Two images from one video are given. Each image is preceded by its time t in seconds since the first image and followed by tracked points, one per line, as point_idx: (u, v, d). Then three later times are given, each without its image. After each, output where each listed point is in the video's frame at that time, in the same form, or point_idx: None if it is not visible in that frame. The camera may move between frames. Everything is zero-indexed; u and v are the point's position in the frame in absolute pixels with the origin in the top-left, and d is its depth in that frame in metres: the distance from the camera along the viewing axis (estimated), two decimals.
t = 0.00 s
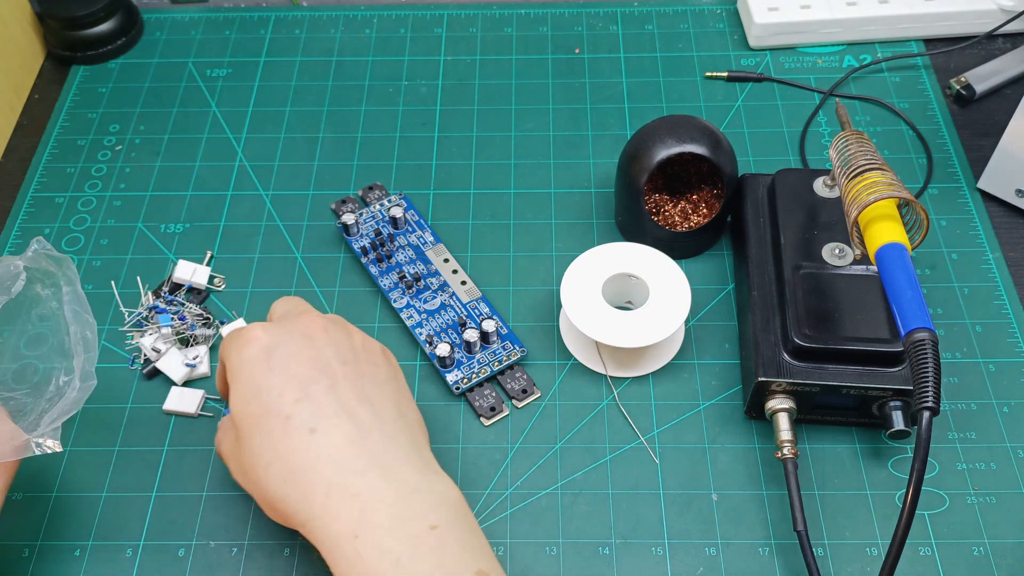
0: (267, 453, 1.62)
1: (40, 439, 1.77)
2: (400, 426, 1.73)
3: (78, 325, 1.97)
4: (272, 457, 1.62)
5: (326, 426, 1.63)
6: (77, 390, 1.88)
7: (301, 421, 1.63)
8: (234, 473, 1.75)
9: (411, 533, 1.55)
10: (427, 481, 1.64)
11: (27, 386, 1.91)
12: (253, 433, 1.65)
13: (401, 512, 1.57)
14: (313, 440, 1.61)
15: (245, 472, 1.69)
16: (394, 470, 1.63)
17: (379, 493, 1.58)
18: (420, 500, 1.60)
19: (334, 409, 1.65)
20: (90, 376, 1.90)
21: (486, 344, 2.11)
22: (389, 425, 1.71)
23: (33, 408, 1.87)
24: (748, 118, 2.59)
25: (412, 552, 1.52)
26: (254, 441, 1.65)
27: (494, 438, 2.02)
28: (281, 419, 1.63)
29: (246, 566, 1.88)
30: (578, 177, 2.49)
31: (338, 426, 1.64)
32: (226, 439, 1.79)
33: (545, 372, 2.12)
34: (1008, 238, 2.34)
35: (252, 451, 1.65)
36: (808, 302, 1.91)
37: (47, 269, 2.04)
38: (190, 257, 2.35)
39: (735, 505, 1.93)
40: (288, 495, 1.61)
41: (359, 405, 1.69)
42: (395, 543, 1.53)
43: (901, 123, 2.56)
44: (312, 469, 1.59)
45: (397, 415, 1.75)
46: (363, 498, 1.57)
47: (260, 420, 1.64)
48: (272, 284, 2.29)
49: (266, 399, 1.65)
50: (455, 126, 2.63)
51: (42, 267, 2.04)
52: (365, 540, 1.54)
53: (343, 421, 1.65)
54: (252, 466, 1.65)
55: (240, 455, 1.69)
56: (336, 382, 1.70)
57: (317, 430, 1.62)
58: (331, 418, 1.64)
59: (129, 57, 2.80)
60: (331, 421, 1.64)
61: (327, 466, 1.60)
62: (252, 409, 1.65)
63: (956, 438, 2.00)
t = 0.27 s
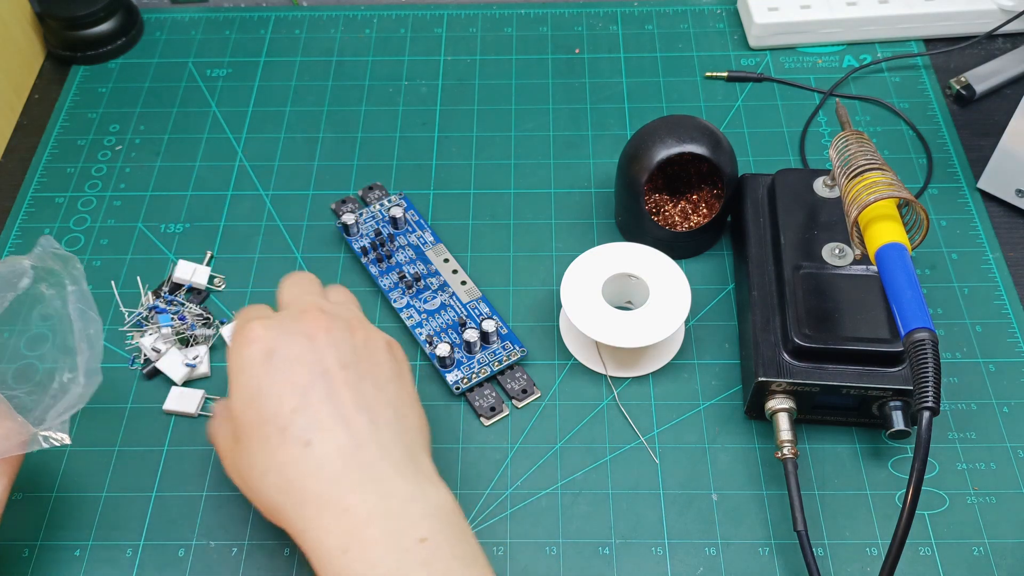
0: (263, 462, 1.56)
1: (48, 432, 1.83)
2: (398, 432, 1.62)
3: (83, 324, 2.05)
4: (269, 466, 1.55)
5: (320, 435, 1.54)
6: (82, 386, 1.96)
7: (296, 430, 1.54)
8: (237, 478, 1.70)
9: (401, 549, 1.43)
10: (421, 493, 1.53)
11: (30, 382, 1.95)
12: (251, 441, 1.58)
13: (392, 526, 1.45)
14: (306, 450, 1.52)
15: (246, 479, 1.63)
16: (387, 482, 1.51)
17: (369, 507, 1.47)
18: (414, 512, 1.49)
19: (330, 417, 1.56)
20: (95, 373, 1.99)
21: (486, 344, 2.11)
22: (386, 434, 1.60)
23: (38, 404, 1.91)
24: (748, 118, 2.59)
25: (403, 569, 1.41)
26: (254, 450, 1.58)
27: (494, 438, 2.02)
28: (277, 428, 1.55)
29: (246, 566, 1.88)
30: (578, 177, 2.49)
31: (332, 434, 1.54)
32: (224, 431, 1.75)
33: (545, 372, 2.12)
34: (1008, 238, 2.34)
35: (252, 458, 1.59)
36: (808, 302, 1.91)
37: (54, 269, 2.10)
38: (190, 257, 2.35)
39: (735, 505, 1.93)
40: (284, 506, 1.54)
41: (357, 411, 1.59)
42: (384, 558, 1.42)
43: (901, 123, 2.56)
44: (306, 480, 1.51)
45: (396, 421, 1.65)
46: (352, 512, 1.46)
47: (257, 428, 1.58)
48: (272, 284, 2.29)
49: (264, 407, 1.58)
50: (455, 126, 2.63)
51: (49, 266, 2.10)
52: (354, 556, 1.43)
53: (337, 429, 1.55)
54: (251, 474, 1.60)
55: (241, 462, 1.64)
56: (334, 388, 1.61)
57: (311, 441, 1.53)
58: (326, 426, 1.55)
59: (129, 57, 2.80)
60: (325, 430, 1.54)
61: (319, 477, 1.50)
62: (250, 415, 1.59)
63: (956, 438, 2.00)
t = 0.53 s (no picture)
0: (218, 467, 1.60)
1: (28, 425, 1.80)
2: (352, 439, 1.67)
3: (60, 316, 1.97)
4: (223, 471, 1.59)
5: (275, 443, 1.58)
6: (61, 375, 1.90)
7: (252, 438, 1.59)
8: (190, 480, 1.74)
9: (353, 551, 1.49)
10: (374, 498, 1.58)
11: (10, 376, 1.91)
12: (207, 447, 1.62)
13: (343, 531, 1.51)
14: (263, 457, 1.57)
15: (201, 482, 1.67)
16: (341, 489, 1.56)
17: (322, 512, 1.52)
18: (368, 516, 1.54)
19: (285, 425, 1.60)
20: (73, 362, 1.92)
21: (486, 344, 2.11)
22: (341, 442, 1.65)
23: (20, 396, 1.88)
24: (748, 118, 2.59)
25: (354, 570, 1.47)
26: (208, 454, 1.62)
27: (494, 438, 2.02)
28: (233, 435, 1.59)
29: (246, 565, 1.88)
30: (578, 177, 2.49)
31: (287, 442, 1.59)
32: (179, 431, 1.80)
33: (545, 372, 2.12)
34: (1008, 238, 2.34)
35: (206, 463, 1.63)
36: (808, 302, 1.91)
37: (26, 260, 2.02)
38: (190, 257, 2.35)
39: (736, 505, 1.93)
40: (238, 510, 1.58)
41: (312, 419, 1.64)
42: (338, 560, 1.47)
43: (901, 123, 2.56)
44: (261, 486, 1.55)
45: (352, 428, 1.69)
46: (306, 518, 1.51)
47: (214, 433, 1.61)
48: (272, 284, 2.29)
49: (221, 413, 1.62)
50: (455, 126, 2.63)
51: (20, 257, 2.02)
52: (308, 560, 1.48)
53: (293, 438, 1.60)
54: (206, 479, 1.64)
55: (196, 466, 1.68)
56: (291, 397, 1.65)
57: (266, 448, 1.58)
58: (280, 434, 1.59)
59: (129, 57, 2.80)
60: (282, 438, 1.59)
61: (274, 483, 1.55)
62: (207, 421, 1.62)
63: (956, 438, 2.00)
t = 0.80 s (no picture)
0: (197, 406, 1.63)
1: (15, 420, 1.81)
2: (329, 381, 1.70)
3: (46, 310, 1.97)
4: (202, 410, 1.62)
5: (253, 385, 1.61)
6: (48, 369, 1.91)
7: (230, 378, 1.62)
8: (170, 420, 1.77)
9: (324, 482, 1.53)
10: (347, 436, 1.62)
11: None
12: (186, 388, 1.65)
13: (316, 465, 1.55)
14: (241, 397, 1.60)
15: (180, 423, 1.70)
16: (315, 426, 1.60)
17: (296, 447, 1.56)
18: (341, 451, 1.58)
19: (263, 367, 1.63)
20: (60, 355, 1.94)
21: (486, 344, 2.11)
22: (317, 382, 1.67)
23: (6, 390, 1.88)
24: (748, 118, 2.59)
25: (324, 499, 1.51)
26: (187, 394, 1.65)
27: (494, 438, 2.02)
28: (212, 376, 1.62)
29: (246, 565, 1.88)
30: (578, 177, 2.49)
31: (264, 381, 1.62)
32: (152, 369, 1.82)
33: (546, 372, 2.12)
34: (1008, 238, 2.34)
35: (185, 404, 1.66)
36: (808, 302, 1.91)
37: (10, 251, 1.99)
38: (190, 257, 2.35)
39: (736, 505, 1.93)
40: (217, 447, 1.62)
41: (290, 361, 1.67)
42: (308, 490, 1.52)
43: (901, 123, 2.56)
44: (238, 425, 1.59)
45: (328, 370, 1.72)
46: (281, 452, 1.55)
47: (193, 375, 1.63)
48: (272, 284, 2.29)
49: (200, 355, 1.64)
50: (455, 126, 2.63)
51: (4, 249, 1.99)
52: (281, 493, 1.53)
53: (270, 380, 1.62)
54: (185, 418, 1.67)
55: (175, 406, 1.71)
56: (269, 340, 1.67)
57: (244, 389, 1.61)
58: (258, 375, 1.62)
59: (129, 57, 2.80)
60: (258, 379, 1.62)
61: (252, 421, 1.58)
62: (186, 362, 1.64)
63: (956, 438, 2.00)
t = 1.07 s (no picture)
0: (218, 409, 1.62)
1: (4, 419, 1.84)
2: (348, 382, 1.70)
3: (40, 311, 1.98)
4: (224, 413, 1.61)
5: (274, 385, 1.61)
6: (41, 369, 1.94)
7: (251, 379, 1.61)
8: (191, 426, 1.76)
9: (352, 482, 1.51)
10: (370, 435, 1.61)
11: None
12: (206, 391, 1.64)
13: (343, 464, 1.53)
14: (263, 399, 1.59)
15: (202, 428, 1.69)
16: (338, 425, 1.59)
17: (321, 447, 1.55)
18: (365, 450, 1.57)
19: (282, 367, 1.63)
20: (52, 356, 1.96)
21: (486, 344, 2.11)
22: (337, 383, 1.67)
23: None
24: (748, 118, 2.59)
25: (353, 499, 1.49)
26: (208, 398, 1.64)
27: (494, 438, 2.02)
28: (231, 378, 1.61)
29: (246, 565, 1.88)
30: (578, 177, 2.49)
31: (286, 382, 1.61)
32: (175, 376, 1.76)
33: (545, 372, 2.12)
34: (1008, 238, 2.34)
35: (207, 407, 1.65)
36: (808, 302, 1.91)
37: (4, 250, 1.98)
38: (190, 257, 2.35)
39: (736, 505, 1.93)
40: (241, 450, 1.60)
41: (309, 362, 1.67)
42: (337, 490, 1.50)
43: (901, 123, 2.56)
44: (262, 427, 1.57)
45: (347, 371, 1.72)
46: (307, 453, 1.54)
47: (212, 378, 1.63)
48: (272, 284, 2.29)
49: (218, 358, 1.63)
50: (455, 126, 2.63)
51: None
52: (309, 491, 1.51)
53: (291, 379, 1.62)
54: (207, 421, 1.65)
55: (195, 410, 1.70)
56: (286, 340, 1.67)
57: (266, 390, 1.60)
58: (278, 375, 1.62)
59: (129, 57, 2.80)
60: (278, 379, 1.61)
61: (275, 422, 1.57)
62: (204, 365, 1.64)
63: (956, 438, 2.00)
